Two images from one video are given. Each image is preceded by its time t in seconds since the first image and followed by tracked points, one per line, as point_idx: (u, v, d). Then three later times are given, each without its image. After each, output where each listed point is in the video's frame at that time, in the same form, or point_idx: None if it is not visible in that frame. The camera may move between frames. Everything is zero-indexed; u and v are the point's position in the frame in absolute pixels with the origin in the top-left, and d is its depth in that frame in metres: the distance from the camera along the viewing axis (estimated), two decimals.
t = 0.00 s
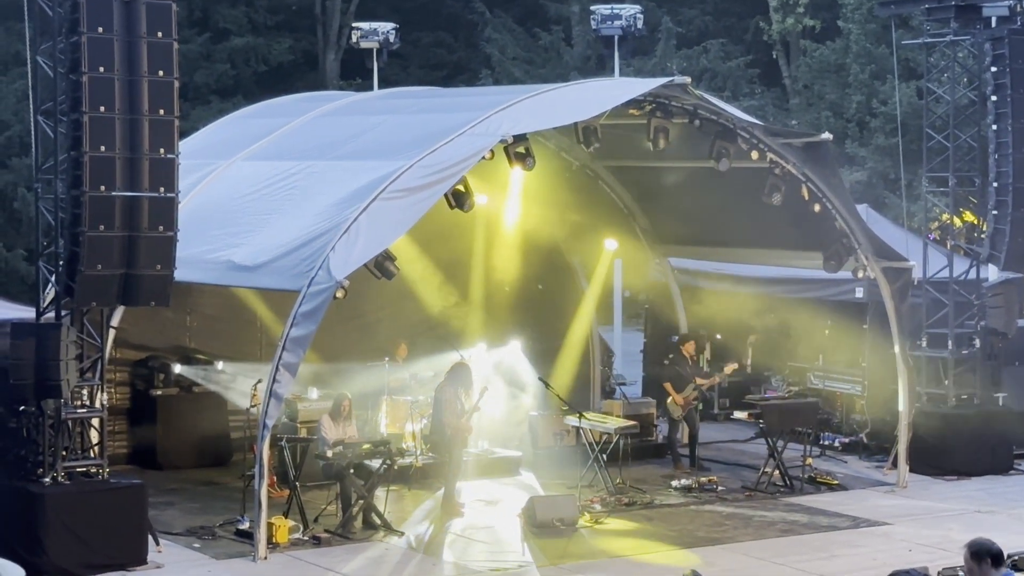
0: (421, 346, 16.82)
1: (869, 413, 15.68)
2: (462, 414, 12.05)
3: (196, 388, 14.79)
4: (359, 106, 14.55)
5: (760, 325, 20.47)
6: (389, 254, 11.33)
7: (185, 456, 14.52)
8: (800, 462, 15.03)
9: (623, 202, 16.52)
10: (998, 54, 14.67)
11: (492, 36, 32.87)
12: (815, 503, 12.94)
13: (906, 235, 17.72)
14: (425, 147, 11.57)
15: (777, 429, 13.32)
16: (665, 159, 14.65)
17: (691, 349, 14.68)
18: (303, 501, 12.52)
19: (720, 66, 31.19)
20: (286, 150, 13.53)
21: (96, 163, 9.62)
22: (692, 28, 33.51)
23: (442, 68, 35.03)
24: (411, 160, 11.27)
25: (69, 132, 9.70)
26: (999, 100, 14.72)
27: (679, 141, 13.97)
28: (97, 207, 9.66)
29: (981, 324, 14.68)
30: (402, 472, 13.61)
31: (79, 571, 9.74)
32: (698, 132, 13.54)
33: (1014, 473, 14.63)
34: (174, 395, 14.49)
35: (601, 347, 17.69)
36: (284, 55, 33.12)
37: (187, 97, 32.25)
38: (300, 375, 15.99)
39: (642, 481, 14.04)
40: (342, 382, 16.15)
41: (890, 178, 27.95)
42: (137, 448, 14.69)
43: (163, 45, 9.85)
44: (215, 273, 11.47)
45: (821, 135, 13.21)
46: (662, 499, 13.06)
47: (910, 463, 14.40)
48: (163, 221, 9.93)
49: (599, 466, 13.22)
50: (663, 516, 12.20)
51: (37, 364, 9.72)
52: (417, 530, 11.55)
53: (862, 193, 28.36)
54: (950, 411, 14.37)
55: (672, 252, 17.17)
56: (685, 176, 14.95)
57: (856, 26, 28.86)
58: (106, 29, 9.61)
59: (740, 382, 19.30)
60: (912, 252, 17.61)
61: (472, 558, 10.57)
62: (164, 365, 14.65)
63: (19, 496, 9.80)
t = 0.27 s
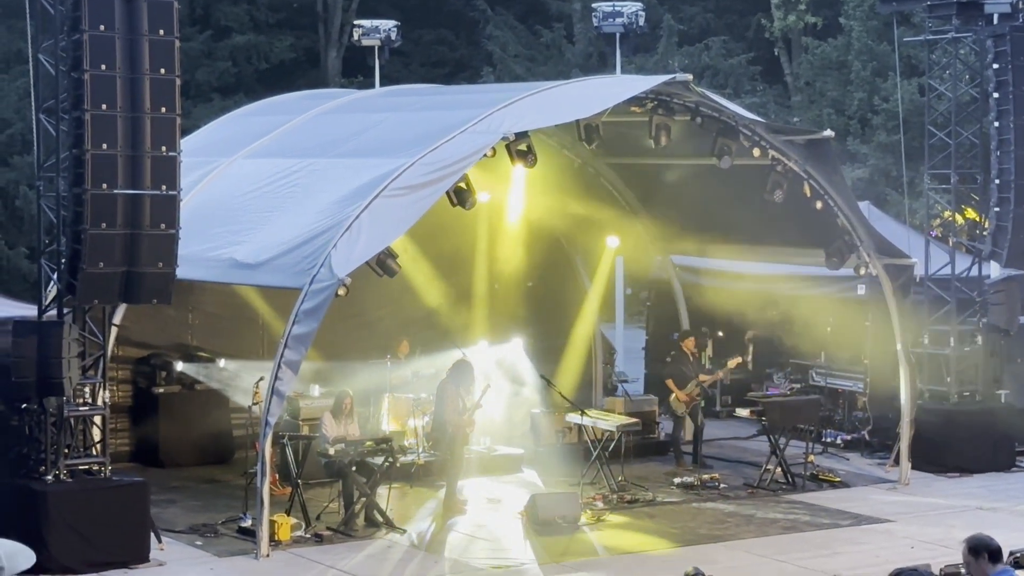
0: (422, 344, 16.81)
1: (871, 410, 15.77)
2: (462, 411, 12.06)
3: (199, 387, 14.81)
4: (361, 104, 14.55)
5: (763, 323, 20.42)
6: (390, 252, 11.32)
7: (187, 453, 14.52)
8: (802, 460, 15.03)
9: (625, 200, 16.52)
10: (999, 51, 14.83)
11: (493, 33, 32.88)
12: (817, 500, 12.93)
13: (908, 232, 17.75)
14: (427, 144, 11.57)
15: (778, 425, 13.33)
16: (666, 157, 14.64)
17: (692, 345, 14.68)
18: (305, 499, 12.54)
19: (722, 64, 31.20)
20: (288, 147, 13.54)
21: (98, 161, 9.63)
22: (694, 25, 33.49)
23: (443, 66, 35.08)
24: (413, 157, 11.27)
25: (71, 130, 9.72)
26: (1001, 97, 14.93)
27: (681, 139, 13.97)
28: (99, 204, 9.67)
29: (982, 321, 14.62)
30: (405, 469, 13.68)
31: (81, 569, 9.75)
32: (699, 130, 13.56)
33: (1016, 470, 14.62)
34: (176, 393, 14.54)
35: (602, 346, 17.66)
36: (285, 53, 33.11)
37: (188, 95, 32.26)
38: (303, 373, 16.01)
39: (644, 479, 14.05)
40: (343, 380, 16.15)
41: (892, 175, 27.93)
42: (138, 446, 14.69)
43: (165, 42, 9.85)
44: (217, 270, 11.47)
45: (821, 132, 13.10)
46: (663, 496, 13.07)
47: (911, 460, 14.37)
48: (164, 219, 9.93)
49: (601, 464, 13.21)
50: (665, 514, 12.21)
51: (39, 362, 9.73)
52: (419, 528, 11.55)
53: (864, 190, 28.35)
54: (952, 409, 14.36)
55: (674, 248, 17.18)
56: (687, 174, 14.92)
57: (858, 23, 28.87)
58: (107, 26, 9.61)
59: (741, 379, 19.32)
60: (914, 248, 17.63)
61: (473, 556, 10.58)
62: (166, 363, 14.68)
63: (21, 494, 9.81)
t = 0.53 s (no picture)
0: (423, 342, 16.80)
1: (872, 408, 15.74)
2: (464, 408, 12.13)
3: (200, 384, 14.81)
4: (363, 101, 14.55)
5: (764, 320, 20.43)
6: (392, 249, 11.31)
7: (188, 451, 14.52)
8: (804, 457, 15.04)
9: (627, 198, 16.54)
10: (1001, 47, 14.62)
11: (495, 31, 32.90)
12: (819, 498, 12.94)
13: (909, 230, 17.76)
14: (428, 142, 11.56)
15: (780, 423, 13.34)
16: (668, 154, 14.64)
17: (692, 343, 14.69)
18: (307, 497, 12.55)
19: (724, 61, 31.19)
20: (290, 144, 13.54)
21: (100, 159, 9.63)
22: (695, 22, 33.50)
23: (444, 63, 35.10)
24: (415, 154, 11.26)
25: (73, 127, 9.72)
26: (1003, 94, 14.72)
27: (682, 136, 13.97)
28: (101, 202, 9.66)
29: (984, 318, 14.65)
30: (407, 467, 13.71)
31: (83, 567, 9.77)
32: (700, 127, 13.56)
33: (1017, 468, 14.62)
34: (177, 390, 14.52)
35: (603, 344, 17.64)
36: (287, 50, 33.12)
37: (189, 93, 32.28)
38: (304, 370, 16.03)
39: (646, 476, 14.06)
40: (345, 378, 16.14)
41: (894, 172, 27.93)
42: (141, 443, 14.70)
43: (167, 40, 9.84)
44: (218, 267, 11.48)
45: (824, 129, 13.11)
46: (665, 493, 13.07)
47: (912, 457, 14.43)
48: (166, 216, 9.92)
49: (603, 461, 13.21)
50: (667, 511, 12.21)
51: (41, 359, 9.74)
52: (421, 525, 11.56)
53: (865, 187, 28.35)
54: (953, 406, 14.37)
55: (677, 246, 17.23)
56: (689, 172, 14.89)
57: (860, 20, 28.84)
58: (109, 24, 9.61)
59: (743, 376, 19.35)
60: (915, 246, 17.63)
61: (474, 553, 10.59)
62: (167, 360, 14.65)
63: (23, 491, 9.82)
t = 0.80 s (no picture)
0: (425, 340, 16.79)
1: (874, 405, 15.69)
2: (466, 405, 12.07)
3: (203, 382, 14.81)
4: (364, 99, 14.55)
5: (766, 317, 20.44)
6: (393, 247, 11.31)
7: (190, 449, 14.52)
8: (806, 454, 15.04)
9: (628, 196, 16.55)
10: (1003, 44, 14.57)
11: (496, 29, 32.88)
12: (821, 495, 12.94)
13: (912, 227, 17.75)
14: (430, 139, 11.56)
15: (783, 421, 13.32)
16: (670, 152, 14.62)
17: (692, 340, 14.71)
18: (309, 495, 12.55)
19: (725, 58, 31.16)
20: (292, 142, 13.54)
21: (102, 157, 9.63)
22: (697, 19, 33.49)
23: (446, 60, 35.09)
24: (417, 152, 11.26)
25: (74, 125, 9.72)
26: (1005, 90, 14.66)
27: (684, 134, 13.97)
28: (102, 200, 9.66)
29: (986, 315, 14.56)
30: (408, 464, 13.72)
31: (85, 564, 9.78)
32: (702, 125, 13.57)
33: (1019, 464, 14.63)
34: (179, 388, 14.52)
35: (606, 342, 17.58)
36: (288, 48, 33.13)
37: (191, 91, 32.28)
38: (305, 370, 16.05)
39: (649, 473, 14.06)
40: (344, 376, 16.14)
41: (896, 169, 27.93)
42: (143, 441, 14.70)
43: (168, 38, 9.85)
44: (220, 265, 11.48)
45: (826, 126, 13.15)
46: (667, 490, 13.07)
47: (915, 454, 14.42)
48: (167, 213, 9.93)
49: (605, 458, 13.20)
50: (669, 508, 12.21)
51: (42, 357, 9.76)
52: (423, 522, 11.57)
53: (867, 184, 28.34)
54: (955, 403, 14.36)
55: (679, 244, 17.24)
56: (691, 169, 14.86)
57: (861, 18, 28.82)
58: (110, 22, 9.61)
59: (745, 374, 19.37)
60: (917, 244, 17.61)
61: (476, 550, 10.59)
62: (169, 358, 14.63)
63: (25, 489, 9.82)
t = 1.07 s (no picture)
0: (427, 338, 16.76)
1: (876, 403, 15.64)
2: (468, 403, 12.04)
3: (204, 380, 14.83)
4: (366, 96, 14.55)
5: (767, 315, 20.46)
6: (394, 244, 11.29)
7: (192, 446, 14.54)
8: (808, 451, 15.05)
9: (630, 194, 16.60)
10: (1004, 41, 14.54)
11: (498, 26, 32.86)
12: (822, 492, 12.94)
13: (914, 224, 17.73)
14: (432, 137, 11.55)
15: (784, 418, 13.31)
16: (671, 150, 14.63)
17: (696, 337, 14.67)
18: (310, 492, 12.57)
19: (727, 56, 31.15)
20: (294, 139, 13.56)
21: (103, 155, 9.62)
22: (698, 17, 33.47)
23: (447, 58, 35.10)
24: (419, 149, 11.25)
25: (75, 123, 9.71)
26: (1007, 88, 14.64)
27: (685, 131, 13.98)
28: (103, 198, 9.66)
29: (988, 312, 14.59)
30: (409, 461, 13.72)
31: (87, 562, 9.78)
32: (703, 123, 13.59)
33: (1021, 462, 14.64)
34: (180, 386, 14.49)
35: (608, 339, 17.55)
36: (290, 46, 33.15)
37: (193, 89, 32.26)
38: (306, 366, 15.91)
39: (651, 471, 14.07)
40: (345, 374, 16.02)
41: (898, 166, 27.93)
42: (145, 439, 14.73)
43: (170, 36, 9.86)
44: (222, 263, 11.48)
45: (829, 122, 12.95)
46: (669, 488, 13.06)
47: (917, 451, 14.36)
48: (169, 212, 9.93)
49: (608, 456, 13.18)
50: (671, 506, 12.21)
51: (44, 355, 9.76)
52: (425, 520, 11.58)
53: (869, 182, 28.34)
54: (957, 400, 14.35)
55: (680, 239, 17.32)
56: (690, 167, 14.84)
57: (863, 15, 28.74)
58: (112, 20, 9.61)
59: (747, 371, 19.39)
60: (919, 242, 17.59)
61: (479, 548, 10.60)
62: (171, 357, 14.65)
63: (26, 486, 9.82)
